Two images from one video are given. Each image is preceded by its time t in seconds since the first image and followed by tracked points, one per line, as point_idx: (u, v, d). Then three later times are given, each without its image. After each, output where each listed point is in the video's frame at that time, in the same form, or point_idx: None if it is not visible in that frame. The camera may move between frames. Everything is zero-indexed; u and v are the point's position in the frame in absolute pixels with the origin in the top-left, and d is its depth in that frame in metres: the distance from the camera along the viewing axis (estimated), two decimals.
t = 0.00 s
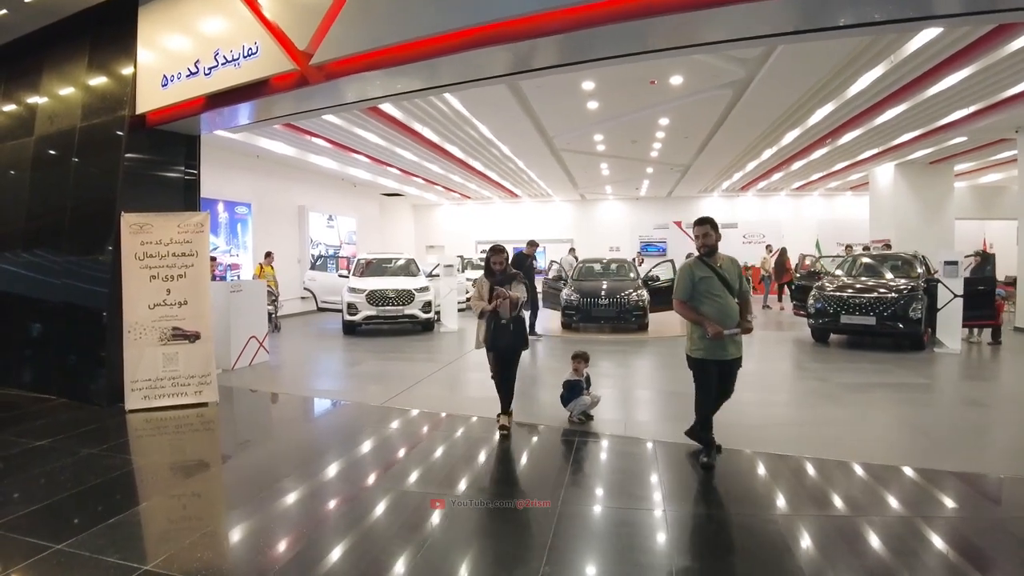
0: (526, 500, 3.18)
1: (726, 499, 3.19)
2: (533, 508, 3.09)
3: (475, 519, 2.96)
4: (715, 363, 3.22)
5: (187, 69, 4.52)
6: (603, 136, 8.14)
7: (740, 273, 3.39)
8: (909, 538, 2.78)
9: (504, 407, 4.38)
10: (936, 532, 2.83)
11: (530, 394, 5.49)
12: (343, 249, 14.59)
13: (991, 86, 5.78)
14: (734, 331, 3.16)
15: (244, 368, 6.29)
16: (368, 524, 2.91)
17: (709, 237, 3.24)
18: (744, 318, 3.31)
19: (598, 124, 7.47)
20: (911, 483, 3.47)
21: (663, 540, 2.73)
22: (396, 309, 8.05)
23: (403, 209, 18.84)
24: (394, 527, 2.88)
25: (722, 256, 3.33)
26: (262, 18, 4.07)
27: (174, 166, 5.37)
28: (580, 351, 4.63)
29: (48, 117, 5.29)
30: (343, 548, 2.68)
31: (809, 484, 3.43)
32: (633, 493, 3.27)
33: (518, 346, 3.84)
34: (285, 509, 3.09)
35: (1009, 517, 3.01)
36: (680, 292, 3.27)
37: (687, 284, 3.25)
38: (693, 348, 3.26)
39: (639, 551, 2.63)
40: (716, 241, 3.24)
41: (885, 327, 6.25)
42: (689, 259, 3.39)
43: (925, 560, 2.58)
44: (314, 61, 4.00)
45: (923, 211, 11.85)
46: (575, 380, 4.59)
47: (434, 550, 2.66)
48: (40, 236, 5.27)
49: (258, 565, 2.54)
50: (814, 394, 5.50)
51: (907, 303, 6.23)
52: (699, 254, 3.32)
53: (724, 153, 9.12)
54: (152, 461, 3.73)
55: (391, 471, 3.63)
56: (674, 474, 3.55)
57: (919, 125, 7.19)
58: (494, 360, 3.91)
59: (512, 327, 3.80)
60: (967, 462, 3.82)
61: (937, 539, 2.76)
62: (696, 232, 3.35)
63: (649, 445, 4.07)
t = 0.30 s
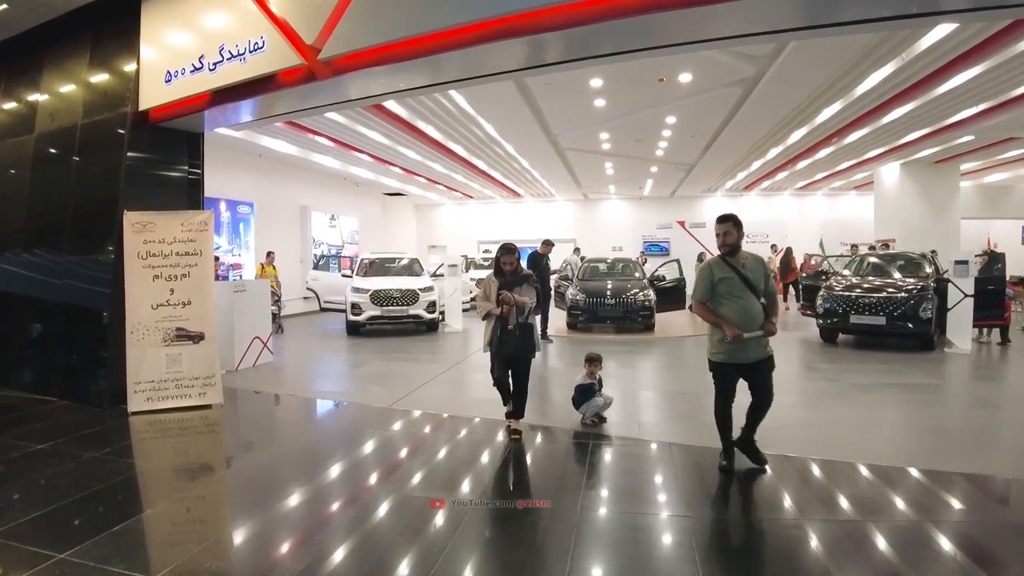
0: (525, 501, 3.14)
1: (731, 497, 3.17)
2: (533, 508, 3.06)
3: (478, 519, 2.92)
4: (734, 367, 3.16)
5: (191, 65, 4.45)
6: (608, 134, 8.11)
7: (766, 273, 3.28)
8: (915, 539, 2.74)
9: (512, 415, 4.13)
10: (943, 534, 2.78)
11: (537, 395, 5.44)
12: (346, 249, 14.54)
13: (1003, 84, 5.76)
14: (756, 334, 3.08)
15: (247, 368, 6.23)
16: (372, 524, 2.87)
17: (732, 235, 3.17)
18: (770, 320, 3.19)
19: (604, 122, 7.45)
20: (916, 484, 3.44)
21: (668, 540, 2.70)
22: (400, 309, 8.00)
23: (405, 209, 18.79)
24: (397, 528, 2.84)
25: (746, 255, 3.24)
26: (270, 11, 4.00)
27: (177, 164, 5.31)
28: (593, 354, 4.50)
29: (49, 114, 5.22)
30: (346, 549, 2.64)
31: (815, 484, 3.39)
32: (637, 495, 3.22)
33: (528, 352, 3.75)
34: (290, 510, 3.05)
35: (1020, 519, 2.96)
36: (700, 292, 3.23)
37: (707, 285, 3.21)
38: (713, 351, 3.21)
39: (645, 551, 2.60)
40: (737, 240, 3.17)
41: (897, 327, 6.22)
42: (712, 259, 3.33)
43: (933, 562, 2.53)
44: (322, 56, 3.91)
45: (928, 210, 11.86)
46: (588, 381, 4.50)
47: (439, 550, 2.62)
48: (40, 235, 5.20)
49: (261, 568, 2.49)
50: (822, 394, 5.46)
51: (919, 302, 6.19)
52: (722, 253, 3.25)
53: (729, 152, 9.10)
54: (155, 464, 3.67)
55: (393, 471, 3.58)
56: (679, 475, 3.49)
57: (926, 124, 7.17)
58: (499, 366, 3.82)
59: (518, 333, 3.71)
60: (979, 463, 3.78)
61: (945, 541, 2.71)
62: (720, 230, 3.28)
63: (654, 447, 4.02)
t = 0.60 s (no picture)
0: (525, 501, 3.10)
1: (741, 496, 3.12)
2: (534, 508, 3.02)
3: (482, 521, 2.86)
4: (760, 373, 3.05)
5: (193, 59, 4.36)
6: (614, 133, 8.06)
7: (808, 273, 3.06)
8: (925, 540, 2.68)
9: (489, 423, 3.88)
10: (955, 536, 2.73)
11: (544, 396, 5.36)
12: (348, 249, 14.45)
13: (1014, 81, 5.73)
14: (786, 338, 2.93)
15: (250, 370, 6.15)
16: (376, 529, 2.79)
17: (765, 233, 3.02)
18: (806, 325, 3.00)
19: (611, 120, 7.42)
20: (925, 485, 3.38)
21: (674, 542, 2.65)
22: (404, 309, 7.93)
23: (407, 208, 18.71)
24: (402, 530, 2.78)
25: (783, 254, 3.07)
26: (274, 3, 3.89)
27: (179, 162, 5.23)
28: (610, 357, 4.37)
29: (48, 111, 5.14)
30: (349, 553, 2.57)
31: (822, 486, 3.33)
32: (641, 497, 3.15)
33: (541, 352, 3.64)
34: (291, 514, 2.98)
35: None
36: (730, 292, 3.15)
37: (736, 284, 3.12)
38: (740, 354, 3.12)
39: (650, 552, 2.56)
40: (771, 238, 3.01)
41: (907, 327, 6.19)
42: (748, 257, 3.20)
43: (946, 564, 2.47)
44: (329, 49, 3.81)
45: (933, 209, 11.85)
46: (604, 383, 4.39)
47: (442, 553, 2.56)
48: (39, 234, 5.11)
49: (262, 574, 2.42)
50: (833, 395, 5.39)
51: (931, 302, 6.16)
52: (757, 252, 3.11)
53: (734, 151, 9.05)
54: (155, 469, 3.59)
55: (395, 473, 3.51)
56: (686, 477, 3.43)
57: (935, 121, 7.14)
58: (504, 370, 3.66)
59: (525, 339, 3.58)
60: (994, 464, 3.72)
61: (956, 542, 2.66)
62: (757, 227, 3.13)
63: (657, 449, 3.93)
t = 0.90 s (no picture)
0: (527, 501, 3.11)
1: (758, 501, 3.08)
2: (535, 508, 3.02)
3: (488, 525, 2.82)
4: (787, 376, 2.98)
5: (199, 56, 4.29)
6: (621, 132, 8.03)
7: (853, 275, 2.94)
8: (934, 543, 2.65)
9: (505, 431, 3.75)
10: (964, 537, 2.69)
11: (553, 398, 5.31)
12: (351, 249, 14.37)
13: None
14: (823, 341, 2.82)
15: (255, 373, 6.08)
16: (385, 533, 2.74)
17: (805, 233, 2.95)
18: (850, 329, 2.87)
19: (619, 120, 7.38)
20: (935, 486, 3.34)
21: (682, 544, 2.63)
22: (410, 310, 7.87)
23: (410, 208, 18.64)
24: (408, 534, 2.73)
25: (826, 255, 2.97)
26: None
27: (184, 161, 5.17)
28: (631, 363, 4.22)
29: (49, 109, 5.06)
30: (357, 557, 2.52)
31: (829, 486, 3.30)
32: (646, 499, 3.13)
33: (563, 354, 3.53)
34: (296, 517, 2.92)
35: None
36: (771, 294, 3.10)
37: (777, 286, 3.06)
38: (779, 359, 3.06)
39: (656, 555, 2.54)
40: (811, 238, 2.93)
41: (918, 329, 6.17)
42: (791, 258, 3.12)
43: (955, 566, 2.44)
44: (341, 45, 3.73)
45: (939, 210, 11.84)
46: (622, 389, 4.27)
47: (448, 556, 2.53)
48: (41, 234, 5.03)
49: None
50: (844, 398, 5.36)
51: (944, 303, 6.14)
52: (799, 253, 3.03)
53: (741, 151, 9.02)
54: (160, 475, 3.53)
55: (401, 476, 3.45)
56: (696, 480, 3.39)
57: (944, 121, 7.12)
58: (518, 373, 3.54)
59: (536, 342, 3.49)
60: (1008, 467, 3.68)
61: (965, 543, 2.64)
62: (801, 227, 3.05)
63: (663, 452, 3.89)
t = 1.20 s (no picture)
0: (527, 501, 3.09)
1: (774, 505, 3.03)
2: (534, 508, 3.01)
3: (495, 529, 2.77)
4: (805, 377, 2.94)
5: (205, 52, 4.24)
6: (627, 132, 8.00)
7: (889, 275, 2.84)
8: (942, 545, 2.61)
9: (517, 434, 3.66)
10: (972, 540, 2.66)
11: (562, 400, 5.26)
12: (354, 250, 14.31)
13: None
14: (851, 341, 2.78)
15: (260, 375, 6.02)
16: (395, 538, 2.68)
17: (837, 233, 2.90)
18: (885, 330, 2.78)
19: (625, 119, 7.32)
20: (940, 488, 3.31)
21: (688, 547, 2.61)
22: (415, 311, 7.81)
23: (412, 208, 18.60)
24: (416, 539, 2.67)
25: (859, 255, 2.91)
26: None
27: (190, 158, 5.11)
28: (653, 355, 4.21)
29: (52, 107, 5.01)
30: (363, 560, 2.47)
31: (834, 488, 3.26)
32: (653, 502, 3.09)
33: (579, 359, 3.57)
34: (300, 521, 2.86)
35: None
36: (805, 295, 3.08)
37: (810, 287, 3.04)
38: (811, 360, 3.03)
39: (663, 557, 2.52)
40: (842, 238, 2.88)
41: (928, 330, 6.14)
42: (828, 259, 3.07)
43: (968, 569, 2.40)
44: (352, 40, 3.67)
45: (945, 211, 11.83)
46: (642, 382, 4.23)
47: (454, 559, 2.49)
48: (42, 233, 4.97)
49: None
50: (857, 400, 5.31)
51: (955, 305, 6.12)
52: (833, 253, 2.98)
53: (747, 151, 8.99)
54: (163, 480, 3.47)
55: (405, 479, 3.39)
56: (706, 484, 3.35)
57: (953, 121, 7.07)
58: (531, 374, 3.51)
59: (555, 347, 3.55)
60: None
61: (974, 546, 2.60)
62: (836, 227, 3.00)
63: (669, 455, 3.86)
